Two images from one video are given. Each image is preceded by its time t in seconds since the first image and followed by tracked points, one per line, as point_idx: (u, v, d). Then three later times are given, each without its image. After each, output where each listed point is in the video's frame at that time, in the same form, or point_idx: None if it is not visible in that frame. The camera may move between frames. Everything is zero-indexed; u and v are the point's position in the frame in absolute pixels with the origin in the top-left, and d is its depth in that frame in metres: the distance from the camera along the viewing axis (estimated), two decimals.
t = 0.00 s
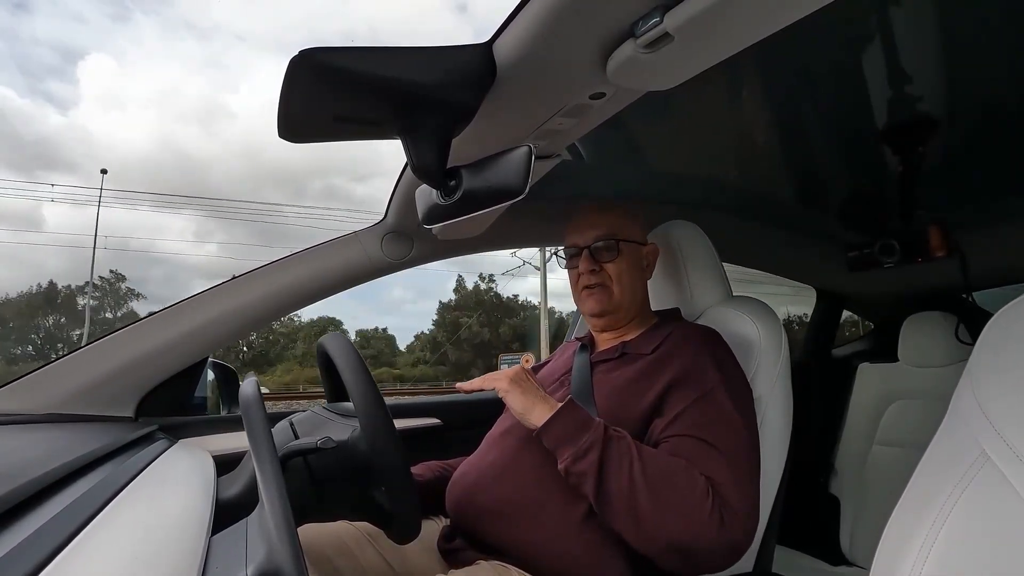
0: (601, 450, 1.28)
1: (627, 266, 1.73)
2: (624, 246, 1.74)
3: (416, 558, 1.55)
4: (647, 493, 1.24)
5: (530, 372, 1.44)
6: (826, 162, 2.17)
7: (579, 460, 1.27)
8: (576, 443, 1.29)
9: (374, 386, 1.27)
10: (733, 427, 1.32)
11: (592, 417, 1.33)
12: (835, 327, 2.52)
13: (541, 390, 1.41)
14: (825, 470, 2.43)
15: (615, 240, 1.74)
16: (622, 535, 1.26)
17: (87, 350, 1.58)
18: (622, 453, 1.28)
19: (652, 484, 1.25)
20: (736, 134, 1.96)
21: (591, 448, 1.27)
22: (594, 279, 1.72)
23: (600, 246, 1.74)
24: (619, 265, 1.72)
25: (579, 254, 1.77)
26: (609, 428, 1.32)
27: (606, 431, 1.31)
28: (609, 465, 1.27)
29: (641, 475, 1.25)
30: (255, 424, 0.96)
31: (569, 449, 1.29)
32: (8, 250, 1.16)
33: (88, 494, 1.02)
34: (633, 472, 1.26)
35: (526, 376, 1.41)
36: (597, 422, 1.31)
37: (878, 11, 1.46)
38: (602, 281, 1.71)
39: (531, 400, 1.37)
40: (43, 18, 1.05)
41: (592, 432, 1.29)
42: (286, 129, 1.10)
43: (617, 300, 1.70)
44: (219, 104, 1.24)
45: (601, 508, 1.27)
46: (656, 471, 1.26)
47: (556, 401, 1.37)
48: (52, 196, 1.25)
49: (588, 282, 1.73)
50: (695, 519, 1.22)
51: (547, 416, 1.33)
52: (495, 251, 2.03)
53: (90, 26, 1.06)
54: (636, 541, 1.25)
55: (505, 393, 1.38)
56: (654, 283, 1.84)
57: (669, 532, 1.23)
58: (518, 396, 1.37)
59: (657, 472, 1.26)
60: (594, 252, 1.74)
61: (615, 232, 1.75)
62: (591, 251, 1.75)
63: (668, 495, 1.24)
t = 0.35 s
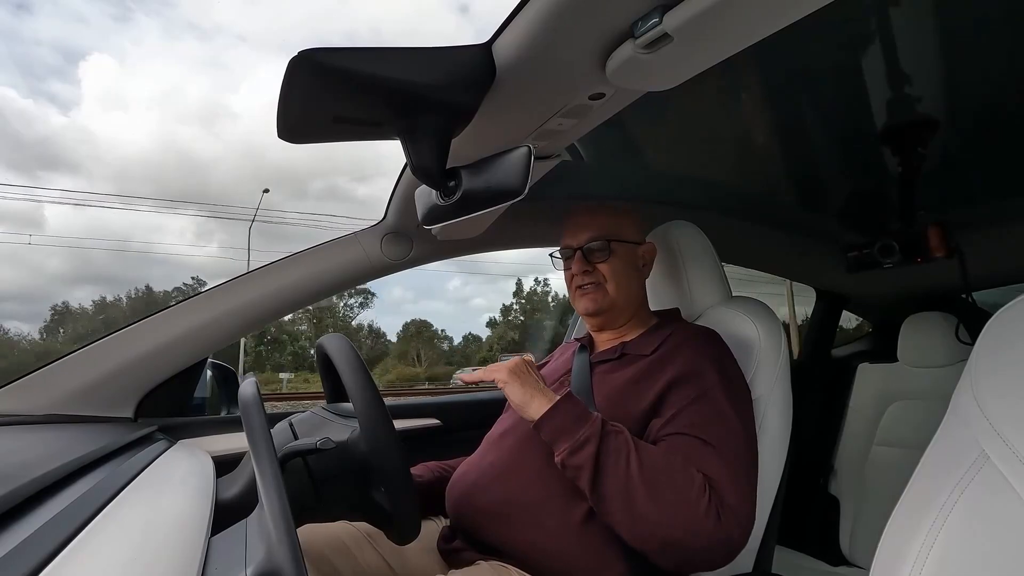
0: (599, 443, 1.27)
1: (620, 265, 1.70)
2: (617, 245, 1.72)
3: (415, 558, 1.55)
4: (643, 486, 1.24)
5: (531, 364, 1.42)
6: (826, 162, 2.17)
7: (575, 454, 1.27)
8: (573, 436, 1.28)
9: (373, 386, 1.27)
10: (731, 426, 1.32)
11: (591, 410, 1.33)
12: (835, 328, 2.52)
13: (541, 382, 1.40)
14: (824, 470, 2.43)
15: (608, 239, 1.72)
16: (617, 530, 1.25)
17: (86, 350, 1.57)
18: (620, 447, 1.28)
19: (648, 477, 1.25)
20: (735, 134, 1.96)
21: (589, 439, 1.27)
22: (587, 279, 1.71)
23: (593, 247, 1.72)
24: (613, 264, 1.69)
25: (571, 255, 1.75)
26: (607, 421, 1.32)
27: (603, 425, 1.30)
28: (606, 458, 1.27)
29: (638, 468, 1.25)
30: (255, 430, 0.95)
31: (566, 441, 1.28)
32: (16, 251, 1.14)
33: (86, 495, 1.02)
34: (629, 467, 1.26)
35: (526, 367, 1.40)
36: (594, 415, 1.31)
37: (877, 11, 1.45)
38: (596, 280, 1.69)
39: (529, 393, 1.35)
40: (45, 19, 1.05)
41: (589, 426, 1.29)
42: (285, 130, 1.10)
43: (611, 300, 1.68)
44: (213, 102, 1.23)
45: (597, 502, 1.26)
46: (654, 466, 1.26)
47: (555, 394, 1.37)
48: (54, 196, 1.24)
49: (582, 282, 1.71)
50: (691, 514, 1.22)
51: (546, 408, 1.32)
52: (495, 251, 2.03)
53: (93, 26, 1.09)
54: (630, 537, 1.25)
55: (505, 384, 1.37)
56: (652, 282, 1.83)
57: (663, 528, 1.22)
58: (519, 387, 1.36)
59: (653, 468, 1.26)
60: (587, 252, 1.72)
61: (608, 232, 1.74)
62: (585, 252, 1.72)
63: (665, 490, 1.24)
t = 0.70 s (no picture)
0: (579, 373, 1.36)
1: (614, 266, 1.69)
2: (608, 245, 1.70)
3: (415, 557, 1.55)
4: (617, 417, 1.29)
5: (534, 300, 1.60)
6: (825, 161, 2.17)
7: (555, 378, 1.37)
8: (554, 361, 1.40)
9: (372, 386, 1.27)
10: (714, 397, 1.36)
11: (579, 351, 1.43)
12: (835, 327, 2.52)
13: (537, 317, 1.56)
14: (824, 469, 2.43)
15: (600, 239, 1.70)
16: (587, 464, 1.30)
17: (86, 349, 1.57)
18: (599, 383, 1.35)
19: (623, 412, 1.30)
20: (735, 133, 1.95)
21: (569, 368, 1.37)
22: (580, 280, 1.70)
23: (584, 247, 1.70)
24: (605, 265, 1.68)
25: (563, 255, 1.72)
26: (593, 362, 1.40)
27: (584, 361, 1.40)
28: (584, 390, 1.34)
29: (614, 400, 1.31)
30: (255, 430, 0.95)
31: (548, 366, 1.40)
32: (16, 251, 1.15)
33: (87, 494, 1.02)
34: (604, 398, 1.32)
35: (525, 300, 1.59)
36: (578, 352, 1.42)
37: (877, 10, 1.45)
38: (589, 282, 1.69)
39: (521, 320, 1.53)
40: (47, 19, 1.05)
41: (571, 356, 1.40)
42: (285, 131, 1.10)
43: (603, 301, 1.68)
44: (213, 103, 1.23)
45: (570, 431, 1.33)
46: (629, 405, 1.31)
47: (548, 326, 1.52)
48: (55, 197, 1.26)
49: (575, 283, 1.71)
50: (659, 450, 1.25)
51: (534, 335, 1.48)
52: (495, 251, 2.03)
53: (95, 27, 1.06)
54: (598, 470, 1.29)
55: (502, 309, 1.56)
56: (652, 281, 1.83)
57: (629, 458, 1.26)
58: (513, 312, 1.55)
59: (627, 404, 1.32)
60: (578, 253, 1.70)
61: (600, 231, 1.71)
62: (576, 252, 1.71)
63: (638, 426, 1.28)
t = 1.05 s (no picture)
0: (583, 391, 1.34)
1: (614, 267, 1.69)
2: (607, 246, 1.70)
3: (415, 557, 1.55)
4: (623, 435, 1.28)
5: (537, 315, 1.58)
6: (825, 161, 2.17)
7: (559, 396, 1.35)
8: (557, 378, 1.38)
9: (372, 386, 1.27)
10: (719, 405, 1.35)
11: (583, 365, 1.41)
12: (835, 327, 2.50)
13: (540, 333, 1.53)
14: (824, 470, 2.43)
15: (598, 240, 1.71)
16: (597, 482, 1.28)
17: (86, 348, 1.58)
18: (605, 400, 1.33)
19: (630, 430, 1.28)
20: (735, 133, 1.96)
21: (573, 387, 1.35)
22: (579, 282, 1.71)
23: (583, 247, 1.71)
24: (604, 266, 1.69)
25: (563, 256, 1.74)
26: (597, 377, 1.38)
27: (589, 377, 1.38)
28: (589, 408, 1.32)
29: (619, 417, 1.30)
30: (254, 426, 0.96)
31: (552, 385, 1.37)
32: (16, 251, 1.16)
33: (87, 493, 1.02)
34: (610, 416, 1.30)
35: (529, 316, 1.57)
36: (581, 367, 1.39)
37: (877, 10, 1.46)
38: (588, 283, 1.70)
39: (523, 336, 1.51)
40: (48, 20, 1.06)
41: (574, 373, 1.38)
42: (286, 129, 1.10)
43: (602, 301, 1.69)
44: (213, 102, 1.23)
45: (576, 448, 1.31)
46: (636, 420, 1.29)
47: (550, 342, 1.50)
48: (58, 194, 1.23)
49: (574, 284, 1.72)
50: (668, 467, 1.24)
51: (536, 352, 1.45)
52: (495, 250, 2.03)
53: (97, 26, 1.08)
54: (607, 488, 1.27)
55: (506, 325, 1.54)
56: (652, 279, 1.82)
57: (638, 476, 1.25)
58: (516, 329, 1.52)
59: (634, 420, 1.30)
60: (578, 253, 1.71)
61: (599, 231, 1.71)
62: (576, 253, 1.72)
63: (645, 444, 1.27)
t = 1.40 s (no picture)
0: (584, 425, 1.30)
1: (612, 267, 1.69)
2: (607, 246, 1.70)
3: (415, 557, 1.55)
4: (627, 468, 1.25)
5: (538, 344, 1.50)
6: (825, 162, 2.17)
7: (561, 431, 1.31)
8: (560, 412, 1.33)
9: (373, 386, 1.27)
10: (720, 421, 1.33)
11: (583, 393, 1.37)
12: (835, 328, 2.51)
13: (545, 366, 1.45)
14: (824, 470, 2.42)
15: (597, 241, 1.71)
16: (603, 514, 1.27)
17: (86, 349, 1.58)
18: (607, 431, 1.30)
19: (635, 463, 1.26)
20: (735, 134, 1.96)
21: (574, 420, 1.31)
22: (579, 282, 1.72)
23: (583, 248, 1.71)
24: (604, 266, 1.69)
25: (562, 256, 1.75)
26: (599, 404, 1.35)
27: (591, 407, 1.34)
28: (591, 440, 1.29)
29: (622, 449, 1.27)
30: (254, 425, 0.96)
31: (553, 418, 1.33)
32: (17, 249, 1.16)
33: (87, 494, 1.02)
34: (612, 447, 1.27)
35: (530, 346, 1.47)
36: (583, 397, 1.35)
37: (877, 11, 1.46)
38: (587, 284, 1.70)
39: (527, 368, 1.42)
40: (49, 20, 1.05)
41: (576, 404, 1.34)
42: (286, 131, 1.10)
43: (601, 301, 1.68)
44: (214, 102, 1.23)
45: (581, 481, 1.29)
46: (639, 451, 1.27)
47: (552, 374, 1.42)
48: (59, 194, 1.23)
49: (574, 284, 1.72)
50: (674, 498, 1.22)
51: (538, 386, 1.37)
52: (496, 250, 2.03)
53: (96, 27, 1.08)
54: (613, 519, 1.26)
55: (507, 355, 1.44)
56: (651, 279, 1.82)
57: (644, 507, 1.23)
58: (519, 361, 1.42)
59: (637, 451, 1.27)
60: (578, 254, 1.71)
61: (599, 231, 1.72)
62: (575, 253, 1.72)
63: (649, 476, 1.24)
